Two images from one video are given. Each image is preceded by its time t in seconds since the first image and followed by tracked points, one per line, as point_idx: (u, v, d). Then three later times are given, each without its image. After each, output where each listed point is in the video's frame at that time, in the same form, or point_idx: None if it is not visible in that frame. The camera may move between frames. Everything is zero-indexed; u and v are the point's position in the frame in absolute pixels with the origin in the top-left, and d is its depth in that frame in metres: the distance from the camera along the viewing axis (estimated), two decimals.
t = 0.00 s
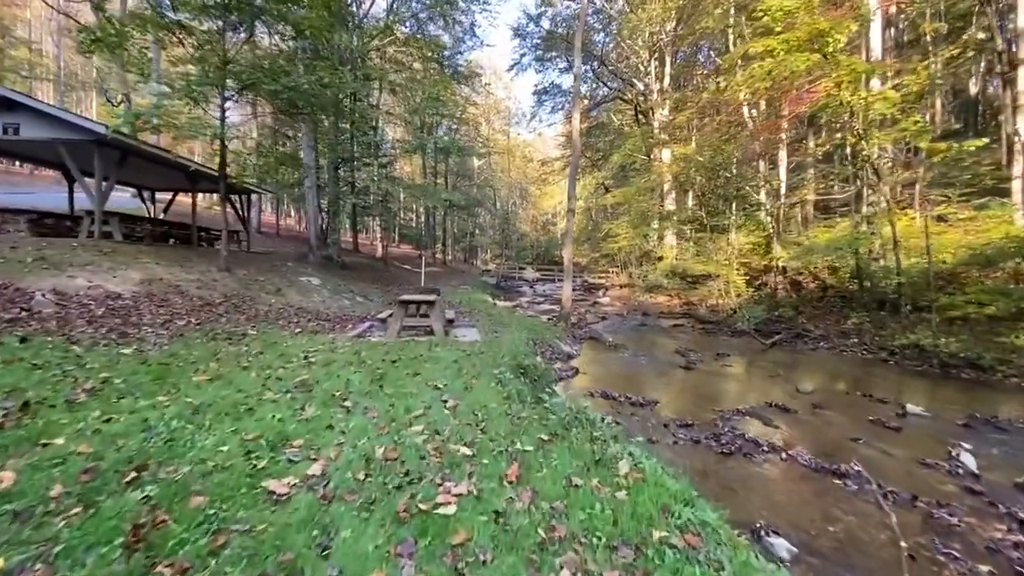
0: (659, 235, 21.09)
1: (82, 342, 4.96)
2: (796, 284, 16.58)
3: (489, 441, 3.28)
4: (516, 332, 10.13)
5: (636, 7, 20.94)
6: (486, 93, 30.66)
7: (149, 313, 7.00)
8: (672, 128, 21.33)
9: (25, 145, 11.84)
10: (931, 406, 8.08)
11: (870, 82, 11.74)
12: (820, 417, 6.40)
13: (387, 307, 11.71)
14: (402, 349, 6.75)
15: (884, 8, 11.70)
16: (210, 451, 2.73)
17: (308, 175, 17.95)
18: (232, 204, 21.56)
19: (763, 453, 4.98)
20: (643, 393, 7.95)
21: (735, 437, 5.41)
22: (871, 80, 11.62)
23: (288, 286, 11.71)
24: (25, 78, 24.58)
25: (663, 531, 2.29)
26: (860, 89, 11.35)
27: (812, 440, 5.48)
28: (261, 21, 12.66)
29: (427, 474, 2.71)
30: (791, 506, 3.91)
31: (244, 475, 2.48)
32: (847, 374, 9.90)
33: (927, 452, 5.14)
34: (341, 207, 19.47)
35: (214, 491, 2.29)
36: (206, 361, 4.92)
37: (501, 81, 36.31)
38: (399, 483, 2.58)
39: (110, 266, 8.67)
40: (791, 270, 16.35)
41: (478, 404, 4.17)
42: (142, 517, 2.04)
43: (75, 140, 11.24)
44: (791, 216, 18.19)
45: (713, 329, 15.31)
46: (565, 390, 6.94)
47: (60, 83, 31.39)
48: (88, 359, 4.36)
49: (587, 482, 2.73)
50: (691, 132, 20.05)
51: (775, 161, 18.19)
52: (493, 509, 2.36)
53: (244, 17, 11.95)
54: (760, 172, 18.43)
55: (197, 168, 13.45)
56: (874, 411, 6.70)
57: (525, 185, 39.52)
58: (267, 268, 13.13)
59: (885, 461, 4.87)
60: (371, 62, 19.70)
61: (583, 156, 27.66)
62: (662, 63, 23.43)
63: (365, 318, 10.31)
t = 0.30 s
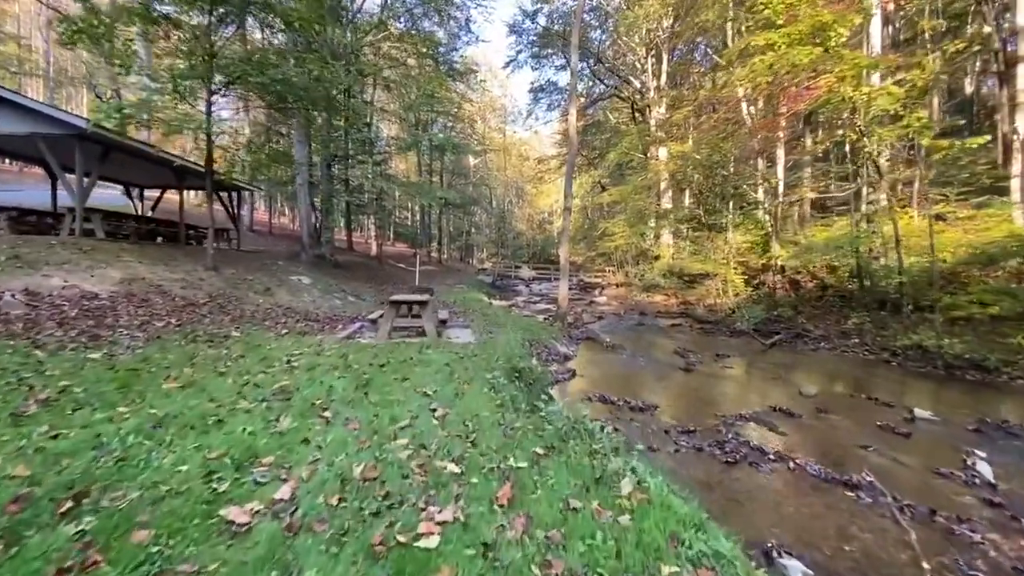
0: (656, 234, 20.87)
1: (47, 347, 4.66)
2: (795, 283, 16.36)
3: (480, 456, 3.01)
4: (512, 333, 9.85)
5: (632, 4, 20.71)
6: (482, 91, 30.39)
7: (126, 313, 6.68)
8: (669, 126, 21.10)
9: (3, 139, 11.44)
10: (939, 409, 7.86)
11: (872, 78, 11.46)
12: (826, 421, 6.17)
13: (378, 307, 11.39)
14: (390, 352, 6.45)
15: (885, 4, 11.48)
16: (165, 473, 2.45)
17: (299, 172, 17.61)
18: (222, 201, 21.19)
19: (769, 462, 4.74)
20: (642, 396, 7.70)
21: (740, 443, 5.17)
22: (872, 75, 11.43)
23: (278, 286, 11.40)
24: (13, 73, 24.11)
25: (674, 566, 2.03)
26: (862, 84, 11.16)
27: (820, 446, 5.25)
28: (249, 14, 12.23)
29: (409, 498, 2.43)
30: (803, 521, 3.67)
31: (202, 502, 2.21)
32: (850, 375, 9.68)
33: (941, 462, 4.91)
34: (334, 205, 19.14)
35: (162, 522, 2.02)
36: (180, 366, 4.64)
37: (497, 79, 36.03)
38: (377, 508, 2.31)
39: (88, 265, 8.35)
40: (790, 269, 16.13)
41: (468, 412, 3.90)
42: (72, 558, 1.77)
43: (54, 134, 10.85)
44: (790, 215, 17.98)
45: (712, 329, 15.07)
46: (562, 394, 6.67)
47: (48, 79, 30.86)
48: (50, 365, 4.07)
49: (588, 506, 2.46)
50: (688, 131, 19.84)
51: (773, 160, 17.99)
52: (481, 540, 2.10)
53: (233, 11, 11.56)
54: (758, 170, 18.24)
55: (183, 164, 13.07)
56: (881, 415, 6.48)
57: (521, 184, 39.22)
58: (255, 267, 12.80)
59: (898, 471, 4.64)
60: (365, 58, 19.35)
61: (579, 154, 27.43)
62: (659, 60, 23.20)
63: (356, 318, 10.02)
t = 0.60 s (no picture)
0: (653, 232, 20.65)
1: (9, 349, 4.35)
2: (794, 281, 16.15)
3: (471, 470, 2.73)
4: (507, 332, 9.57)
5: None
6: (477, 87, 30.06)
7: (102, 313, 6.36)
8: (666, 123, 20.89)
9: None
10: (946, 410, 7.65)
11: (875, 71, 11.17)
12: (835, 424, 5.92)
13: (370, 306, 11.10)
14: (380, 352, 6.15)
15: None
16: (112, 496, 2.16)
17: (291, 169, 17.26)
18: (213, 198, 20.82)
19: (779, 470, 4.48)
20: (643, 397, 7.42)
21: (747, 449, 4.92)
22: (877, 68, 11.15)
23: (266, 284, 11.05)
24: None
25: None
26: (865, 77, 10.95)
27: (831, 452, 5.00)
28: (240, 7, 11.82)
29: (389, 523, 2.16)
30: (819, 536, 3.42)
31: (148, 533, 1.93)
32: (853, 375, 9.46)
33: (957, 468, 4.68)
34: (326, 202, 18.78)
35: (97, 560, 1.73)
36: (151, 369, 4.33)
37: (492, 76, 35.70)
38: (351, 535, 2.03)
39: (65, 262, 8.01)
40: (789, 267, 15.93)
41: (460, 419, 3.61)
42: None
43: (32, 126, 10.45)
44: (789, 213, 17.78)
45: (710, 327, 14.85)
46: (559, 397, 6.39)
47: (35, 74, 30.28)
48: (6, 370, 3.77)
49: (591, 531, 2.19)
50: (685, 128, 19.62)
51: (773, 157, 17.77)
52: None
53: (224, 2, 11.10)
54: (757, 168, 18.03)
55: (169, 158, 12.70)
56: (892, 417, 6.24)
57: (517, 182, 38.94)
58: (244, 265, 12.45)
59: (915, 479, 4.41)
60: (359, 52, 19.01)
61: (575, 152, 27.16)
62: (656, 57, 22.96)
63: (347, 317, 9.71)
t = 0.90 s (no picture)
0: (651, 230, 20.41)
1: None
2: (793, 280, 15.95)
3: (463, 496, 2.46)
4: (504, 333, 9.30)
5: None
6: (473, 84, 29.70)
7: (77, 315, 6.04)
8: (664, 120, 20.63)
9: None
10: (955, 413, 7.43)
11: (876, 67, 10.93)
12: (845, 431, 5.68)
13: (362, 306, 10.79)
14: (370, 357, 5.87)
15: None
16: (50, 535, 1.89)
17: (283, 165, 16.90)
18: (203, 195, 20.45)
19: (792, 483, 4.23)
20: (644, 401, 7.15)
21: (757, 459, 4.67)
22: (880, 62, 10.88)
23: (255, 283, 10.73)
24: None
25: None
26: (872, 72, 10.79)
27: (845, 462, 4.76)
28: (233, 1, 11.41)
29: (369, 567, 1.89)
30: (838, 558, 3.18)
31: None
32: (858, 377, 9.25)
33: (978, 479, 4.46)
34: (319, 199, 18.44)
35: None
36: (121, 377, 4.04)
37: (488, 73, 35.33)
38: None
39: (42, 262, 7.69)
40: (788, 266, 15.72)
41: (453, 435, 3.33)
42: None
43: (10, 119, 10.07)
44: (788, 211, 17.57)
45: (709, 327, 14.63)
46: (557, 402, 6.11)
47: (22, 68, 29.70)
48: None
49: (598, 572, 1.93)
50: (684, 125, 19.36)
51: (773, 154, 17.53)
52: None
53: None
54: (757, 166, 17.81)
55: (154, 153, 12.31)
56: (902, 424, 6.01)
57: (513, 179, 38.60)
58: (233, 263, 12.13)
59: (935, 492, 4.18)
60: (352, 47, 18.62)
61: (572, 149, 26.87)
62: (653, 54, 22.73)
63: (338, 318, 9.41)
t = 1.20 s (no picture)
0: (650, 227, 20.18)
1: None
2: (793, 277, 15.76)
3: (462, 516, 2.22)
4: (502, 332, 9.05)
5: None
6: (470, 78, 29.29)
7: (53, 313, 5.74)
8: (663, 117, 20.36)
9: None
10: (966, 413, 7.24)
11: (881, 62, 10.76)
12: (857, 434, 5.48)
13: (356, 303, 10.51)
14: (363, 357, 5.60)
15: None
16: None
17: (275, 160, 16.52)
18: (195, 190, 20.10)
19: (808, 491, 4.00)
20: (646, 401, 6.91)
21: (770, 464, 4.46)
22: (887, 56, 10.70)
23: (246, 280, 10.43)
24: None
25: None
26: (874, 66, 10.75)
27: (862, 467, 4.54)
28: None
29: None
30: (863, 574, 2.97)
31: None
32: (863, 376, 9.06)
33: (1000, 486, 4.26)
34: (313, 195, 18.10)
35: None
36: (93, 381, 3.76)
37: (485, 68, 34.91)
38: None
39: (20, 257, 7.38)
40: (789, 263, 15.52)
41: (450, 443, 3.08)
42: None
43: None
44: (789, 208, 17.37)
45: (709, 324, 14.41)
46: (558, 404, 5.86)
47: (8, 61, 29.05)
48: None
49: None
50: (683, 121, 19.11)
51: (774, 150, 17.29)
52: None
53: None
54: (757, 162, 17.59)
55: (140, 146, 11.92)
56: (915, 426, 5.82)
57: (510, 176, 38.26)
58: (223, 260, 11.82)
59: (959, 501, 3.97)
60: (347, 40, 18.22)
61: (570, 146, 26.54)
62: (651, 50, 22.45)
63: (331, 316, 9.14)
